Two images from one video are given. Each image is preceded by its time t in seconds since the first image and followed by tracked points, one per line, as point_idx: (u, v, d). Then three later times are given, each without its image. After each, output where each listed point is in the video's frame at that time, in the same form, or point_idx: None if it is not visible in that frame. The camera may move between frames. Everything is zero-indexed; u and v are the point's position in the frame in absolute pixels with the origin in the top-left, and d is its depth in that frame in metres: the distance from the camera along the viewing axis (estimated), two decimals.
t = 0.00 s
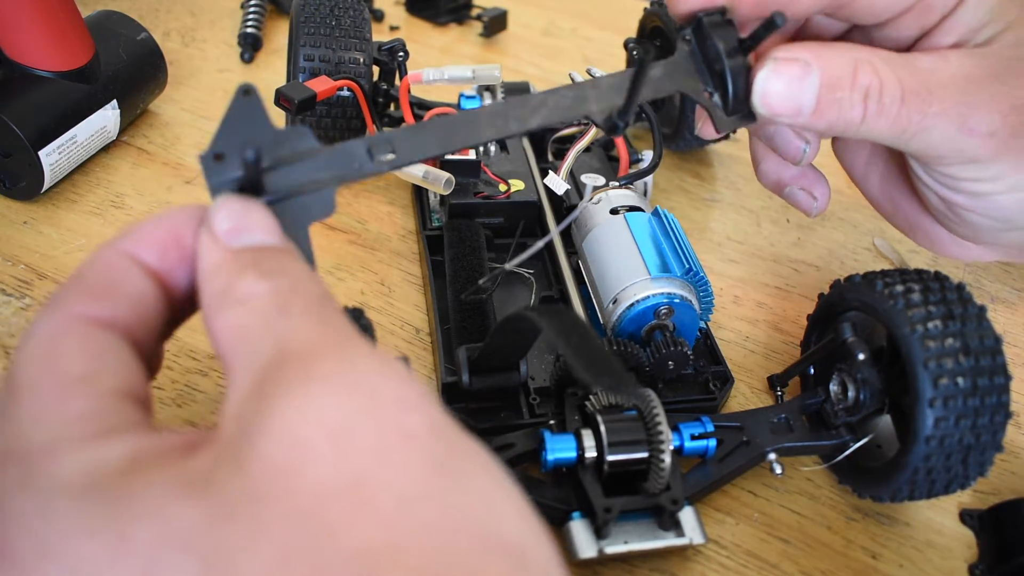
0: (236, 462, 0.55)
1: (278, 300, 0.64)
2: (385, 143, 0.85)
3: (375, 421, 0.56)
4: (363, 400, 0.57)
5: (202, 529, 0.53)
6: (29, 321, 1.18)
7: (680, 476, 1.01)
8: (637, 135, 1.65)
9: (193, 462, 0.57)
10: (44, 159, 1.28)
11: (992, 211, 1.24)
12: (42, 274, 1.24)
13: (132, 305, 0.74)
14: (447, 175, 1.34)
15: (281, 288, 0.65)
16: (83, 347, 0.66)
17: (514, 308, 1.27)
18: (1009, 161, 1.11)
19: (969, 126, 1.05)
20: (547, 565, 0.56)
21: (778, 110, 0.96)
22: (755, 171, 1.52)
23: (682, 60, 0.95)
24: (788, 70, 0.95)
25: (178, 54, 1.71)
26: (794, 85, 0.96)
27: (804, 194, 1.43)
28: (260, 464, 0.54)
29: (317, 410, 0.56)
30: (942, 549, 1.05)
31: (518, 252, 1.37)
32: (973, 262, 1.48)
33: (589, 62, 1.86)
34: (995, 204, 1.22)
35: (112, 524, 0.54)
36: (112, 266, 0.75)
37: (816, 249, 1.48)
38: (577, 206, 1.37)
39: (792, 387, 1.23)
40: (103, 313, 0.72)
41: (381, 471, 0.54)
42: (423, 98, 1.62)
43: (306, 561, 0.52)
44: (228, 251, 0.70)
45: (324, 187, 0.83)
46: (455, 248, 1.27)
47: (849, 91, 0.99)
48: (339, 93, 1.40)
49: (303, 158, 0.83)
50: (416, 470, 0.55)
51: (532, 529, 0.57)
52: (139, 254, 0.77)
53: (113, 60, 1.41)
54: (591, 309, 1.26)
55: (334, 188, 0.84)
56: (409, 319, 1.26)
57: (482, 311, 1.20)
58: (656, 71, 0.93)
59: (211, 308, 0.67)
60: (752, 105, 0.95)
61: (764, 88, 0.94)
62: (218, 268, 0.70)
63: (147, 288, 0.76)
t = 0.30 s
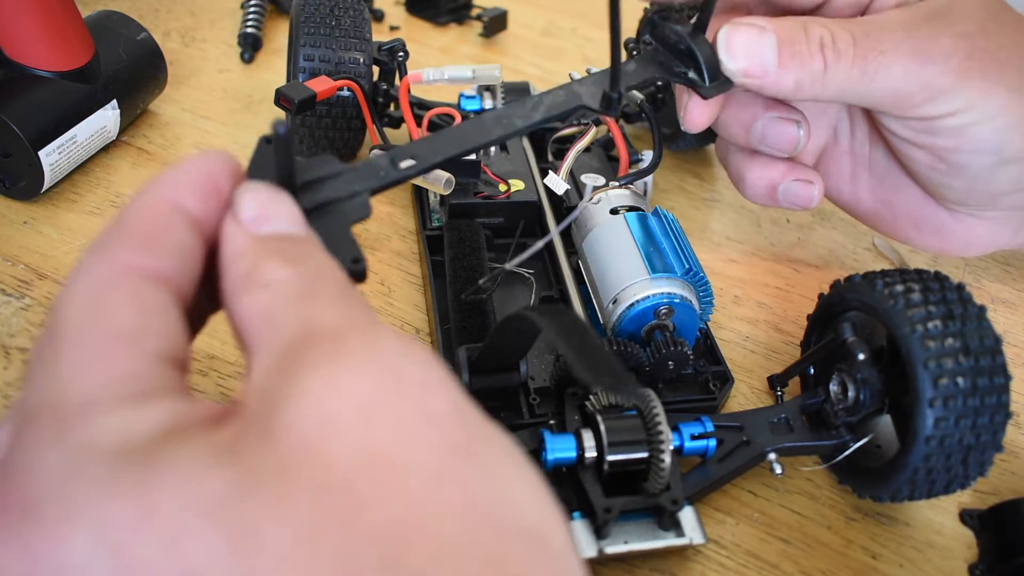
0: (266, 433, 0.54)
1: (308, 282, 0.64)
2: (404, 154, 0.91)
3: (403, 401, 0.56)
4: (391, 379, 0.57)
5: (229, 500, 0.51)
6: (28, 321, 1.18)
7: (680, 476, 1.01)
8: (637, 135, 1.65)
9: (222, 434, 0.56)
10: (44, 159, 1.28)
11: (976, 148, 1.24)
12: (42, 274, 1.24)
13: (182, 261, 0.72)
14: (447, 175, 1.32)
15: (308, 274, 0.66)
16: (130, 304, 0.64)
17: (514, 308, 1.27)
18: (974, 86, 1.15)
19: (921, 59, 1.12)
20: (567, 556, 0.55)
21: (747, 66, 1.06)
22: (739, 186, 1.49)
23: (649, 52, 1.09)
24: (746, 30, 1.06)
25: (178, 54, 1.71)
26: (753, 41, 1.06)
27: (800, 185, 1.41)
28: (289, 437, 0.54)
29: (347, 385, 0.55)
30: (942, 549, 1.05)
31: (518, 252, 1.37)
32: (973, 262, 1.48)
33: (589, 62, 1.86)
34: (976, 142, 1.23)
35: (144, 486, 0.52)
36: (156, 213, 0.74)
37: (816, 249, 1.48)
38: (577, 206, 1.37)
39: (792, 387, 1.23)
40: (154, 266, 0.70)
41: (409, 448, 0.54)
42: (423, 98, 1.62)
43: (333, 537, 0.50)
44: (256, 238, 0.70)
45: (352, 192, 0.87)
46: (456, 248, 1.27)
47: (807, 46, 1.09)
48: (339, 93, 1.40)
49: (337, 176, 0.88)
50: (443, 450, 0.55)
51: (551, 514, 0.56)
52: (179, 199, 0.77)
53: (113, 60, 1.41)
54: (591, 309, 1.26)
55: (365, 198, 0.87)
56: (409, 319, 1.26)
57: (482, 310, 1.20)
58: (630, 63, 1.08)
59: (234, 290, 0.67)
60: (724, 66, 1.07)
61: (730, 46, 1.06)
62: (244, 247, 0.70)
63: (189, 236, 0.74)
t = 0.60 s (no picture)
0: (275, 433, 0.52)
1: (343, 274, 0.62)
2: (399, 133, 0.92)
3: (421, 416, 0.54)
4: (411, 391, 0.55)
5: (224, 501, 0.50)
6: (29, 321, 1.18)
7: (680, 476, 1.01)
8: (636, 135, 1.65)
9: (231, 427, 0.54)
10: (44, 159, 1.28)
11: (971, 122, 1.25)
12: (42, 274, 1.24)
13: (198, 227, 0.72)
14: (447, 175, 1.34)
15: (344, 261, 0.64)
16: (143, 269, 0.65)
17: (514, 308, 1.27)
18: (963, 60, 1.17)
19: (912, 36, 1.13)
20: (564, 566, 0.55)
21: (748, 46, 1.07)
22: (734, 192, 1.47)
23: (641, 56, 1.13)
24: (744, 14, 1.07)
25: (178, 54, 1.71)
26: (753, 25, 1.07)
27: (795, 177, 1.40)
28: (299, 443, 0.52)
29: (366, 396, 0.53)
30: (942, 550, 1.05)
31: (518, 252, 1.37)
32: (973, 261, 1.48)
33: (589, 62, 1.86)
34: (970, 116, 1.25)
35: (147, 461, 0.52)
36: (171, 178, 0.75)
37: (816, 249, 1.48)
38: (577, 206, 1.37)
39: (792, 387, 1.23)
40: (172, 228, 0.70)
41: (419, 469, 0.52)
42: (423, 98, 1.62)
43: (326, 552, 0.50)
44: (292, 198, 0.69)
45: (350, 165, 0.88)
46: (456, 248, 1.27)
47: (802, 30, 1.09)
48: (339, 93, 1.40)
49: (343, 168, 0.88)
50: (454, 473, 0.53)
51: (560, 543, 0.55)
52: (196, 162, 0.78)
53: (113, 60, 1.41)
54: (591, 309, 1.26)
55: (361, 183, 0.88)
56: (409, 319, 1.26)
57: (482, 310, 1.19)
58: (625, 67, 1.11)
59: (263, 266, 0.65)
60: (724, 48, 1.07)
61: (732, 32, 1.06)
62: (272, 223, 0.67)
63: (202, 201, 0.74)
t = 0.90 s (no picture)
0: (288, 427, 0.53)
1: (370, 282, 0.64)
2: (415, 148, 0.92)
3: (433, 420, 0.56)
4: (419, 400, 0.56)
5: (239, 491, 0.50)
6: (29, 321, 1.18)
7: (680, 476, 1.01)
8: (637, 135, 1.65)
9: (246, 415, 0.55)
10: (44, 159, 1.28)
11: (973, 120, 1.28)
12: (42, 274, 1.24)
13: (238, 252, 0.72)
14: (447, 175, 1.32)
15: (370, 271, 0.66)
16: (181, 279, 0.66)
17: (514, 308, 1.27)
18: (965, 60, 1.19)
19: (918, 36, 1.14)
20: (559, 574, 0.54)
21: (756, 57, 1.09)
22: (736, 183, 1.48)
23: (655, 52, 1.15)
24: (756, 24, 1.08)
25: (178, 54, 1.72)
26: (763, 35, 1.07)
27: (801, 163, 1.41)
28: (313, 438, 0.52)
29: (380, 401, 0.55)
30: (943, 550, 1.05)
31: (518, 252, 1.37)
32: (973, 261, 1.48)
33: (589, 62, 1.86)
34: (973, 113, 1.27)
35: (168, 462, 0.52)
36: (224, 198, 0.75)
37: (816, 249, 1.48)
38: (577, 206, 1.37)
39: (792, 387, 1.23)
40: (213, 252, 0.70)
41: (428, 471, 0.53)
42: (423, 98, 1.62)
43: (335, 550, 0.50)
44: (339, 201, 0.71)
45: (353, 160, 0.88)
46: (456, 248, 1.27)
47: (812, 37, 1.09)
48: (339, 93, 1.40)
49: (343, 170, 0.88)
50: (461, 478, 0.54)
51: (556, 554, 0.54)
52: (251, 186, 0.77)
53: (113, 60, 1.41)
54: (591, 309, 1.26)
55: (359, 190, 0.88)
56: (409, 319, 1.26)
57: (482, 310, 1.19)
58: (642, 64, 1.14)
59: (291, 258, 0.67)
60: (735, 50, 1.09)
61: (743, 40, 1.08)
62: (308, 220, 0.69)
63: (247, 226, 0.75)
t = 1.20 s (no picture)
0: (306, 411, 0.54)
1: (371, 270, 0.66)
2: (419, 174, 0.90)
3: (441, 401, 0.57)
4: (428, 382, 0.57)
5: (274, 469, 0.51)
6: (29, 321, 1.18)
7: (681, 476, 1.01)
8: (637, 135, 1.65)
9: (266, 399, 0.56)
10: (44, 159, 1.28)
11: (969, 124, 1.26)
12: (42, 274, 1.24)
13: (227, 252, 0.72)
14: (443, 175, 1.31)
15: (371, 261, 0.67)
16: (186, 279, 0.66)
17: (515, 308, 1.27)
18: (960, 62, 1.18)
19: (908, 38, 1.14)
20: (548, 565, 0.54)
21: (752, 44, 1.07)
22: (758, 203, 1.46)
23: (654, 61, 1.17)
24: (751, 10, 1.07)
25: (178, 54, 1.72)
26: (759, 23, 1.06)
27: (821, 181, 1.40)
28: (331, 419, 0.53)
29: (394, 382, 0.56)
30: (943, 550, 1.05)
31: (518, 252, 1.37)
32: (973, 262, 1.48)
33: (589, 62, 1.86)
34: (967, 118, 1.25)
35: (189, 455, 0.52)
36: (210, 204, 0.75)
37: (816, 249, 1.48)
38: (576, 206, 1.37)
39: (792, 387, 1.23)
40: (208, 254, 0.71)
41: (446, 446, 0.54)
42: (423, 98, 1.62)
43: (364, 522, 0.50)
44: (321, 194, 0.70)
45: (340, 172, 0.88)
46: (456, 248, 1.27)
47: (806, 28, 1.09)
48: (339, 93, 1.40)
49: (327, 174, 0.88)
50: (473, 453, 0.55)
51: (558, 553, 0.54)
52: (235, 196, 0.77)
53: (113, 61, 1.41)
54: (591, 309, 1.26)
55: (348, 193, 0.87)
56: (409, 319, 1.26)
57: (483, 311, 1.19)
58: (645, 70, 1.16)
59: (272, 248, 0.67)
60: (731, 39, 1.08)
61: (738, 27, 1.07)
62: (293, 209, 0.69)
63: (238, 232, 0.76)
